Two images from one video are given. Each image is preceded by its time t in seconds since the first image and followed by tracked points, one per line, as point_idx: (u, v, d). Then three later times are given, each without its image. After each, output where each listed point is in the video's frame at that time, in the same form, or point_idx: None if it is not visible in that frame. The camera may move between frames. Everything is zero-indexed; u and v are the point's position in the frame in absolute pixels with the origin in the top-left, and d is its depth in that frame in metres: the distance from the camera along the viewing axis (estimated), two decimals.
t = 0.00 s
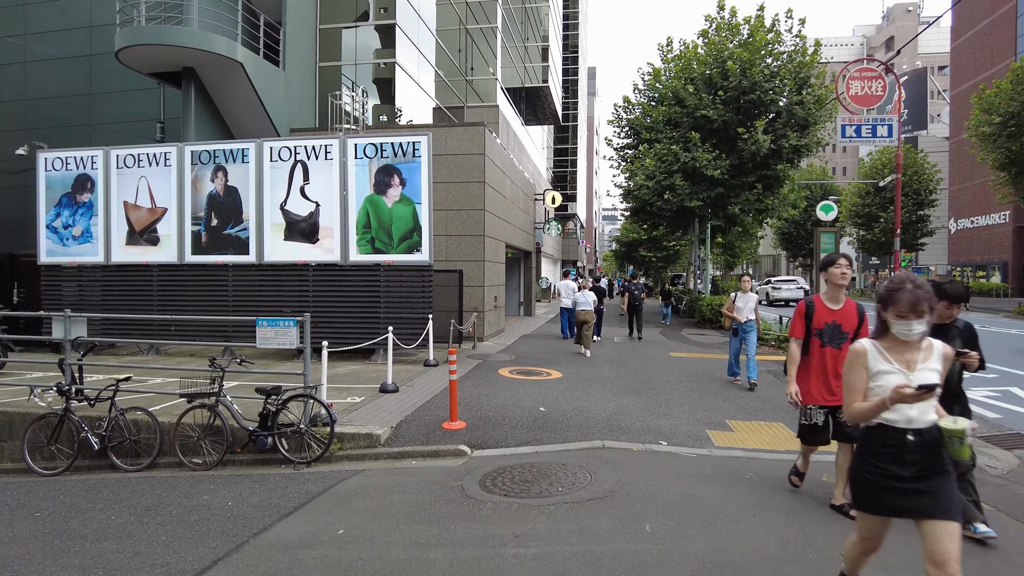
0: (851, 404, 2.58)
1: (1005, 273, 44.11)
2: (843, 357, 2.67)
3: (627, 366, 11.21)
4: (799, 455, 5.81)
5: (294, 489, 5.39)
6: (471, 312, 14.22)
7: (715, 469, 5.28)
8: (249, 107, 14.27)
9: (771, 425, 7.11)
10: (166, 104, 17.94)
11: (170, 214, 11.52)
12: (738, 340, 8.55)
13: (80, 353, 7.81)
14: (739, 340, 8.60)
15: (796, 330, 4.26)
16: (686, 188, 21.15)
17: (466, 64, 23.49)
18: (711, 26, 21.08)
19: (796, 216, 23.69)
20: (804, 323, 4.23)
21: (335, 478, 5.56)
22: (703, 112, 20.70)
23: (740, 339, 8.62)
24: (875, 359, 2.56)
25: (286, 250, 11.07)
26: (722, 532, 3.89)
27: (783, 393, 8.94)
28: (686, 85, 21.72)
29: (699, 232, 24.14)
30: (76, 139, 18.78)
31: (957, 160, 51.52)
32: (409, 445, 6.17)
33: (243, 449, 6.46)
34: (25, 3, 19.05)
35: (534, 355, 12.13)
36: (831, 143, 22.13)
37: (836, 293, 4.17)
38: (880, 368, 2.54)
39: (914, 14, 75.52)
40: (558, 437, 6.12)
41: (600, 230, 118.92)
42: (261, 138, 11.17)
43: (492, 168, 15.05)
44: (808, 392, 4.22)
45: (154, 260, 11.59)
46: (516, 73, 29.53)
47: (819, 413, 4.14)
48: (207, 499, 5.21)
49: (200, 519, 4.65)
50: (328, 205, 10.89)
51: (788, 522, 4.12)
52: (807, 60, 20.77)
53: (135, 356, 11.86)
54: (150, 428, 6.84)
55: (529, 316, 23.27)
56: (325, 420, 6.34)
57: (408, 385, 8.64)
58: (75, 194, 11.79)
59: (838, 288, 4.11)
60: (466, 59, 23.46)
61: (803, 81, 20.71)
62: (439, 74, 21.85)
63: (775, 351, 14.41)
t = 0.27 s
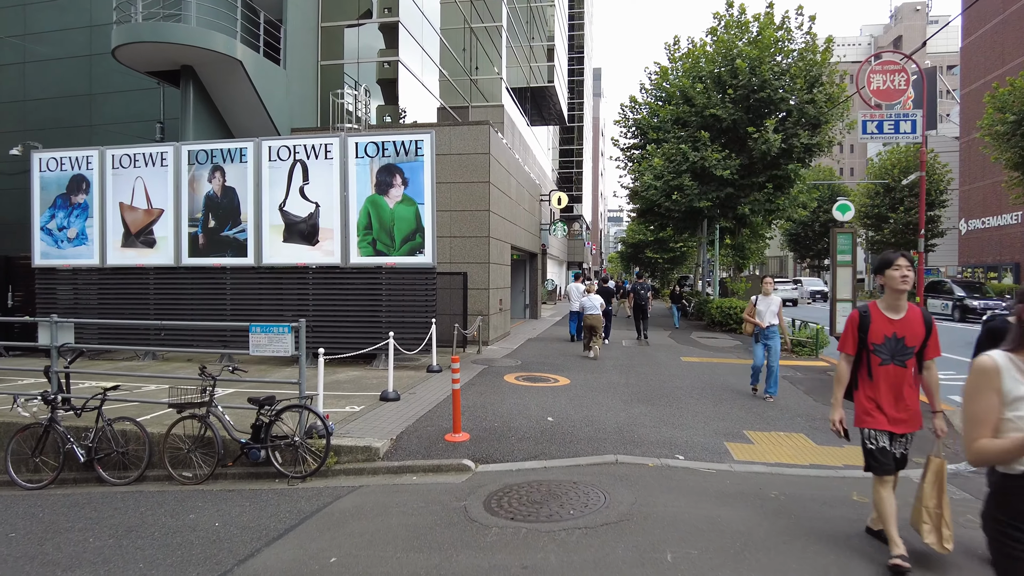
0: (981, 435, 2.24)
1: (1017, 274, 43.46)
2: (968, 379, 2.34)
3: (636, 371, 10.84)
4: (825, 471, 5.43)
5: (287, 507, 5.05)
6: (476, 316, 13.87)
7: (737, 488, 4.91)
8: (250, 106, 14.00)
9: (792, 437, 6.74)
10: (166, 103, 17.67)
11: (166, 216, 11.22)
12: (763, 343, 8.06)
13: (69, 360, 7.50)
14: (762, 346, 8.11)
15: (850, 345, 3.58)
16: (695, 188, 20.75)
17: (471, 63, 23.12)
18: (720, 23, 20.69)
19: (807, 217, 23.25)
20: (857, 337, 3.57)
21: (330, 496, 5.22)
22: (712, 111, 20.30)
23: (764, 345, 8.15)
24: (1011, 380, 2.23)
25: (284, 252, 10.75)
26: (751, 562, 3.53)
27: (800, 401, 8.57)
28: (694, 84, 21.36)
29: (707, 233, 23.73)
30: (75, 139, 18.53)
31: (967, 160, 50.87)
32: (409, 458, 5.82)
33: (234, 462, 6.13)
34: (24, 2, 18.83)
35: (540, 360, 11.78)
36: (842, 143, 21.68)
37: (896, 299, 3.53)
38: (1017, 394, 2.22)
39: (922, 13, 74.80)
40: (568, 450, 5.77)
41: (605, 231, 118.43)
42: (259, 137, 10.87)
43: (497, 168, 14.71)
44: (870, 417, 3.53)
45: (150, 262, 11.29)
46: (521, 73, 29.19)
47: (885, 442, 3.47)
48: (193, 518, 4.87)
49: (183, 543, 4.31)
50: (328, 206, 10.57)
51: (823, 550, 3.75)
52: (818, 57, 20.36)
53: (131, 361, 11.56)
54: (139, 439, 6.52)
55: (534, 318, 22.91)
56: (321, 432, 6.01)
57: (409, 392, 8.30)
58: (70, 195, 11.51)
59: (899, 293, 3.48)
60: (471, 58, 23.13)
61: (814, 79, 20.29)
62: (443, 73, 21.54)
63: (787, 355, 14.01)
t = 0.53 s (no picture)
0: None
1: None
2: None
3: (645, 373, 10.50)
4: (852, 482, 5.08)
5: (278, 521, 4.72)
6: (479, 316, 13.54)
7: (761, 501, 4.57)
8: (248, 101, 13.70)
9: (812, 443, 6.39)
10: (164, 100, 17.37)
11: (161, 213, 10.92)
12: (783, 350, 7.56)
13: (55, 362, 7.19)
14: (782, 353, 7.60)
15: (917, 360, 2.93)
16: (702, 186, 20.39)
17: (474, 60, 22.91)
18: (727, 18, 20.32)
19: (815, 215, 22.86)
20: (923, 349, 2.93)
21: (325, 507, 4.90)
22: (719, 107, 19.95)
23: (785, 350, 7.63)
24: None
25: (282, 250, 10.44)
26: None
27: (817, 405, 8.22)
28: (700, 80, 21.01)
29: (714, 232, 23.34)
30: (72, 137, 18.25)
31: (974, 159, 50.36)
32: (409, 467, 5.50)
33: (225, 471, 5.80)
34: None
35: (545, 362, 11.45)
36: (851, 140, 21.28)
37: (964, 297, 2.92)
38: None
39: (928, 11, 74.22)
40: (578, 459, 5.44)
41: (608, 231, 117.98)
42: (256, 132, 10.56)
43: (500, 164, 14.38)
44: (948, 447, 2.91)
45: (145, 261, 10.99)
46: (525, 70, 28.85)
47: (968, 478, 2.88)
48: (178, 533, 4.55)
49: (164, 562, 3.98)
50: (327, 203, 10.25)
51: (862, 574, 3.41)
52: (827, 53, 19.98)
53: (125, 362, 11.25)
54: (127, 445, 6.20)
55: (538, 318, 22.56)
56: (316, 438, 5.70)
57: (410, 396, 7.97)
58: (63, 191, 11.21)
59: (970, 291, 2.88)
60: (474, 55, 22.81)
61: (823, 75, 19.92)
62: (445, 70, 21.22)
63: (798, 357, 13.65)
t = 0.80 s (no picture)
0: None
1: None
2: None
3: (651, 381, 10.19)
4: (879, 503, 4.76)
5: (265, 545, 4.41)
6: (480, 320, 13.23)
7: (783, 526, 4.25)
8: (245, 101, 13.43)
9: (830, 458, 6.08)
10: (160, 100, 17.06)
11: (153, 215, 10.62)
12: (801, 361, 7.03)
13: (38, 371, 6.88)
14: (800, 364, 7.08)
15: (1012, 390, 2.30)
16: (706, 187, 20.05)
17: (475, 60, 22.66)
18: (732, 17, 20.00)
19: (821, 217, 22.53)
20: (1016, 378, 2.31)
21: (316, 529, 4.61)
22: (724, 108, 19.62)
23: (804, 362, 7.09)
24: None
25: (278, 253, 10.14)
26: None
27: (832, 415, 7.91)
28: (705, 80, 20.72)
29: (718, 235, 23.01)
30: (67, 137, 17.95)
31: (979, 161, 49.99)
32: (406, 485, 5.18)
33: (211, 488, 5.49)
34: None
35: (548, 368, 11.13)
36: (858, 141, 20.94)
37: None
38: None
39: (931, 13, 73.82)
40: (585, 477, 5.12)
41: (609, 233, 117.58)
42: (251, 132, 10.27)
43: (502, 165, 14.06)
44: None
45: (137, 264, 10.70)
46: (527, 70, 28.53)
47: None
48: (157, 559, 4.24)
49: None
50: (324, 204, 9.94)
51: None
52: (834, 52, 19.65)
53: (116, 368, 10.94)
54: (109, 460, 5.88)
55: (540, 322, 22.24)
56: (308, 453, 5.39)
57: (409, 406, 7.67)
58: (53, 192, 10.92)
59: None
60: (475, 55, 22.51)
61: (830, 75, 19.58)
62: (446, 70, 20.91)
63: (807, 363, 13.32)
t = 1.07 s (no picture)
0: None
1: None
2: None
3: (657, 385, 9.84)
4: (911, 519, 4.41)
5: (247, 565, 4.06)
6: (481, 322, 12.88)
7: (811, 545, 3.92)
8: (239, 97, 13.10)
9: (851, 468, 5.74)
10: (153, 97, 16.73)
11: (143, 213, 10.28)
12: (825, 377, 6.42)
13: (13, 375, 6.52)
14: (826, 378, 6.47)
15: None
16: (711, 186, 19.70)
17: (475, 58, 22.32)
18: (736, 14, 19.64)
19: (825, 217, 22.19)
20: None
21: (303, 547, 4.27)
22: (728, 106, 19.29)
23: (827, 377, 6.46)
24: None
25: (270, 252, 9.80)
26: None
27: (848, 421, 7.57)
28: (709, 78, 20.40)
29: (722, 235, 22.67)
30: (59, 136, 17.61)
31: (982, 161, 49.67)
32: (401, 498, 4.83)
33: (192, 501, 5.13)
34: None
35: (551, 371, 10.80)
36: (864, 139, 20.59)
37: None
38: None
39: (932, 13, 73.50)
40: (593, 491, 4.78)
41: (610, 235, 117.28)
42: (243, 127, 9.94)
43: (503, 163, 13.74)
44: None
45: (125, 264, 10.36)
46: (528, 69, 28.19)
47: None
48: None
49: None
50: (318, 202, 9.61)
51: None
52: (840, 49, 19.31)
53: (104, 371, 10.59)
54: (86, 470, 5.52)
55: (541, 323, 21.90)
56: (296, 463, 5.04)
57: (405, 412, 7.33)
58: (39, 190, 10.58)
59: None
60: (475, 52, 22.15)
61: (837, 73, 19.24)
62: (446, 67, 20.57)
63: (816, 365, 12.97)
